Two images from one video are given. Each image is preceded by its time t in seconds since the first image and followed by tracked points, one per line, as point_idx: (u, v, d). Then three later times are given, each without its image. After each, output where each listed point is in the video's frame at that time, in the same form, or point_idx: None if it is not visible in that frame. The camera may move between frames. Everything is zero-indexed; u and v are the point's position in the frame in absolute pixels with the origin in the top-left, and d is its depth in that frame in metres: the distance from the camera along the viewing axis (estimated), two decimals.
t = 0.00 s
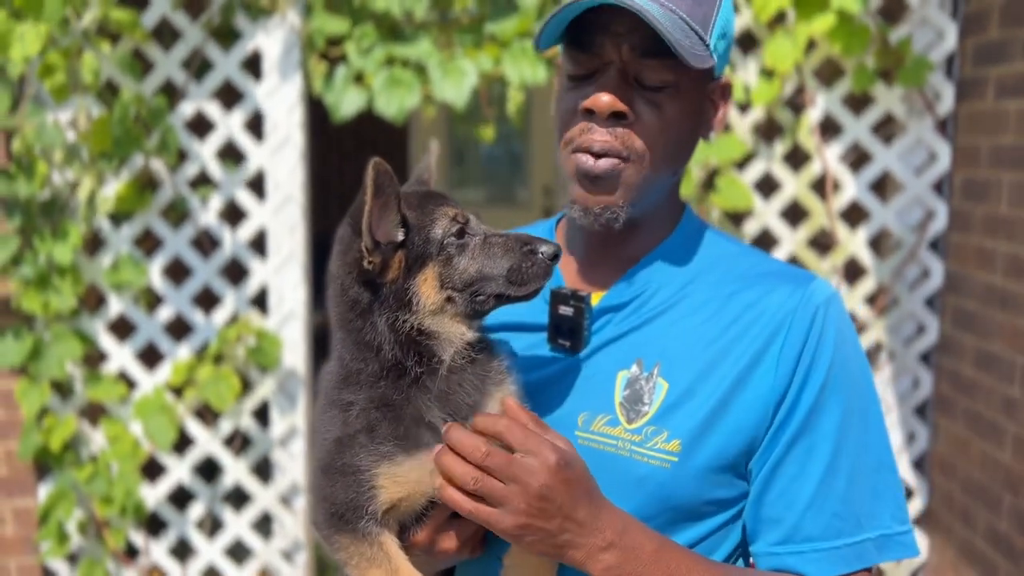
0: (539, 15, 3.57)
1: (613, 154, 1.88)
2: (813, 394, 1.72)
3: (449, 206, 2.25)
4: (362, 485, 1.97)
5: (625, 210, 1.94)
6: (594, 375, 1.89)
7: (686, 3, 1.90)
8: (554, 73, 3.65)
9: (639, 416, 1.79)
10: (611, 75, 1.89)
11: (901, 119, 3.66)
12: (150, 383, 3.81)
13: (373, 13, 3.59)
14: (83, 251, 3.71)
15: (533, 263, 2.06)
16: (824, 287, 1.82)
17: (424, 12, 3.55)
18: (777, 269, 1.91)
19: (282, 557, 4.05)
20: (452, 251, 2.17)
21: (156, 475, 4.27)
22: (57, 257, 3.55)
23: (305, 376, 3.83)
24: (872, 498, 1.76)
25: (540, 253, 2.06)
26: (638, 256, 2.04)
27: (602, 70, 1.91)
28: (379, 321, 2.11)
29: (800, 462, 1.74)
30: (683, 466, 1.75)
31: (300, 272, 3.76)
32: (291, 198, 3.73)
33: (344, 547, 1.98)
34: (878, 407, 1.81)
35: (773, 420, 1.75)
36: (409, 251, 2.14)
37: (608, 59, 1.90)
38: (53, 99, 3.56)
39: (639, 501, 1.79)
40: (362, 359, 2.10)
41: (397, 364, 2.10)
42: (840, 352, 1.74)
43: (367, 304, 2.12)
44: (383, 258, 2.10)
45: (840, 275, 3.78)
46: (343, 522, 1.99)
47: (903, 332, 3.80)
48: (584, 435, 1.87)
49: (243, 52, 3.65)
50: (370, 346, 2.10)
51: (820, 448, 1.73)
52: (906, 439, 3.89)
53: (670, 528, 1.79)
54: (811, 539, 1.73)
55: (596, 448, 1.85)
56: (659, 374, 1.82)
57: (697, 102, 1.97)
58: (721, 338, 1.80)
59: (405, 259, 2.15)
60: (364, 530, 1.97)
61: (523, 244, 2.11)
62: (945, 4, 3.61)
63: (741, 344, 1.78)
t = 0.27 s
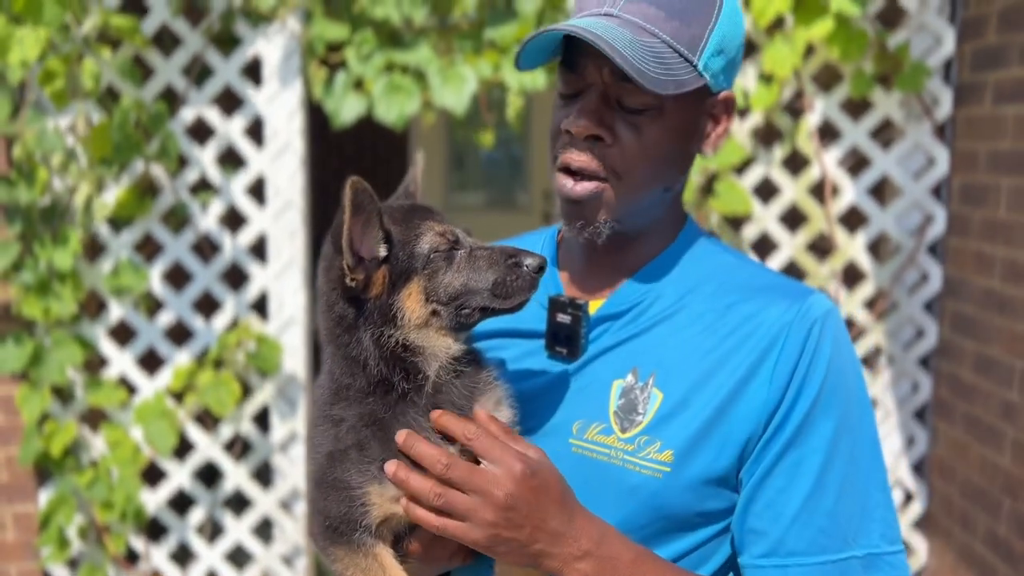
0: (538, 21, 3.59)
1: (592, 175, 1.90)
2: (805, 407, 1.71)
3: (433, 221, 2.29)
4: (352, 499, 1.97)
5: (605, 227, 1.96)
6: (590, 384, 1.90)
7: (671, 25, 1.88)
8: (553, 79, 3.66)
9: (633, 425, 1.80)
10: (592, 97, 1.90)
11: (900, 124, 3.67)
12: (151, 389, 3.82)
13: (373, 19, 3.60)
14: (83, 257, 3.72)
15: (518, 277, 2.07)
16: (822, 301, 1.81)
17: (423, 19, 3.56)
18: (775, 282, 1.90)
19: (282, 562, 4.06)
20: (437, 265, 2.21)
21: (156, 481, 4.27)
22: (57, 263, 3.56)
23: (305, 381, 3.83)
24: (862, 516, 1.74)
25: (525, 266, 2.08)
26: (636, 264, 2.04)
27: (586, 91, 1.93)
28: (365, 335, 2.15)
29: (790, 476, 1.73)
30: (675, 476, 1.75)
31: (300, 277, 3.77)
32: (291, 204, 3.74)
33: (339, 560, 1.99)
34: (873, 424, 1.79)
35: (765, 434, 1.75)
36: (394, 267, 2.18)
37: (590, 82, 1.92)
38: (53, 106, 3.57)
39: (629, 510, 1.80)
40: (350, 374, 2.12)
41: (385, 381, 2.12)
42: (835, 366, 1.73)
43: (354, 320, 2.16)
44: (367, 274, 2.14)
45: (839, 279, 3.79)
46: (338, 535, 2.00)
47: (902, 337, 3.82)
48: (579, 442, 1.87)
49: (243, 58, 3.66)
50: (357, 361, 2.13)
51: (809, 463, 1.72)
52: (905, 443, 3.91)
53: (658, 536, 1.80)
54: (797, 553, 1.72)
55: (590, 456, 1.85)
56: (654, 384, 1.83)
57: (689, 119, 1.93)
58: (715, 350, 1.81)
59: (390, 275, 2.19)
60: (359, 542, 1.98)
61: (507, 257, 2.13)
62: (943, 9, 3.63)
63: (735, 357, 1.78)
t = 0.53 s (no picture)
0: (536, 24, 3.60)
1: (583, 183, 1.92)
2: (811, 414, 1.72)
3: (444, 222, 2.30)
4: (355, 491, 1.99)
5: (597, 234, 1.98)
6: (598, 386, 1.93)
7: (671, 40, 1.87)
8: (552, 82, 3.68)
9: (640, 427, 1.83)
10: (588, 106, 1.92)
11: (896, 126, 3.69)
12: (150, 391, 3.83)
13: (371, 22, 3.62)
14: (83, 260, 3.73)
15: (525, 281, 2.09)
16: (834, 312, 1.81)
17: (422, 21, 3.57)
18: (788, 292, 1.91)
19: (282, 564, 4.07)
20: (446, 266, 2.22)
21: (156, 482, 4.29)
22: (57, 265, 3.57)
23: (305, 383, 3.84)
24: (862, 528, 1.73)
25: (533, 271, 2.10)
26: (647, 269, 2.07)
27: (585, 100, 1.94)
28: (373, 332, 2.17)
29: (793, 482, 1.74)
30: (680, 479, 1.77)
31: (300, 279, 3.78)
32: (291, 206, 3.75)
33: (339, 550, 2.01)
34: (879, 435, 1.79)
35: (770, 440, 1.76)
36: (403, 266, 2.20)
37: (588, 93, 1.93)
38: (53, 109, 3.58)
39: (632, 512, 1.81)
40: (358, 369, 2.15)
41: (389, 376, 2.15)
42: (845, 376, 1.74)
43: (361, 316, 2.18)
44: (376, 271, 2.15)
45: (836, 281, 3.81)
46: (339, 525, 2.01)
47: (899, 338, 3.84)
48: (585, 443, 1.89)
49: (242, 61, 3.67)
50: (365, 356, 2.16)
51: (812, 470, 1.72)
52: (902, 444, 3.93)
53: (661, 537, 1.82)
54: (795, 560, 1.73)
55: (596, 457, 1.87)
56: (662, 388, 1.85)
57: (686, 134, 1.93)
58: (725, 355, 1.82)
59: (398, 274, 2.21)
60: (360, 534, 1.99)
61: (516, 261, 2.15)
62: (939, 12, 3.65)
63: (745, 363, 1.80)
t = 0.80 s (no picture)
0: (532, 28, 3.62)
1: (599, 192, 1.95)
2: (813, 424, 1.74)
3: (466, 229, 2.26)
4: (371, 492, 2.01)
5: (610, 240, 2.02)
6: (605, 390, 1.95)
7: (689, 53, 1.87)
8: (548, 85, 3.69)
9: (643, 432, 1.85)
10: (606, 116, 1.95)
11: (891, 129, 3.72)
12: (148, 395, 3.84)
13: (368, 26, 3.63)
14: (80, 263, 3.73)
15: (544, 294, 2.09)
16: (840, 325, 1.82)
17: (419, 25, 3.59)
18: (795, 304, 1.93)
19: (279, 567, 4.07)
20: (465, 274, 2.21)
21: (153, 486, 4.29)
22: (55, 269, 3.56)
23: (302, 386, 3.85)
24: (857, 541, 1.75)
25: (551, 284, 2.09)
26: (659, 275, 2.09)
27: (603, 110, 1.97)
28: (391, 336, 2.18)
29: (790, 491, 1.75)
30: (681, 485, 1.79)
31: (297, 283, 3.79)
32: (288, 210, 3.76)
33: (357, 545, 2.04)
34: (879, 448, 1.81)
35: (771, 449, 1.77)
36: (422, 274, 2.18)
37: (606, 103, 1.96)
38: (51, 113, 3.58)
39: (632, 518, 1.83)
40: (375, 372, 2.16)
41: (405, 379, 2.17)
42: (848, 388, 1.75)
43: (379, 320, 2.19)
44: (396, 278, 2.14)
45: (832, 283, 3.83)
46: (356, 522, 2.04)
47: (894, 339, 3.86)
48: (590, 446, 1.93)
49: (240, 65, 3.68)
50: (383, 359, 2.17)
51: (810, 480, 1.75)
52: (897, 445, 3.95)
53: (659, 543, 1.83)
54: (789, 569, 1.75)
55: (598, 460, 1.90)
56: (667, 395, 1.87)
57: (702, 146, 1.95)
58: (732, 363, 1.84)
59: (418, 280, 2.19)
60: (374, 530, 2.01)
61: (535, 273, 2.13)
62: (932, 16, 3.67)
63: (751, 372, 1.81)
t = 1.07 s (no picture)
0: (528, 31, 3.64)
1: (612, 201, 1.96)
2: (820, 427, 1.76)
3: (472, 233, 2.27)
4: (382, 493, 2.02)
5: (619, 246, 2.03)
6: (614, 390, 1.97)
7: (702, 64, 1.88)
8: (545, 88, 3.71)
9: (651, 434, 1.86)
10: (619, 125, 1.96)
11: (884, 132, 3.75)
12: (145, 397, 3.84)
13: (365, 29, 3.65)
14: (77, 266, 3.72)
15: (548, 298, 2.10)
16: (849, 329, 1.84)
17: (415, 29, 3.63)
18: (805, 308, 1.94)
19: (276, 569, 4.07)
20: (471, 278, 2.20)
21: (150, 488, 4.29)
22: (51, 271, 3.56)
23: (299, 388, 3.87)
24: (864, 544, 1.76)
25: (556, 288, 2.10)
26: (668, 279, 2.09)
27: (615, 119, 1.99)
28: (398, 339, 2.18)
29: (797, 494, 1.77)
30: (687, 487, 1.80)
31: (295, 285, 3.80)
32: (285, 212, 3.77)
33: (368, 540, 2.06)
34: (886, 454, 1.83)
35: (778, 451, 1.79)
36: (428, 277, 2.18)
37: (619, 112, 1.98)
38: (47, 115, 3.58)
39: (638, 518, 1.85)
40: (383, 374, 2.16)
41: (414, 381, 2.16)
42: (855, 393, 1.77)
43: (387, 323, 2.19)
44: (402, 282, 2.15)
45: (826, 284, 3.86)
46: (368, 520, 2.06)
47: (888, 340, 3.89)
48: (597, 446, 1.95)
49: (237, 68, 3.69)
50: (390, 361, 2.16)
51: (817, 483, 1.77)
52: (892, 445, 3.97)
53: (665, 543, 1.85)
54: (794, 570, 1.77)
55: (606, 460, 1.92)
56: (675, 397, 1.88)
57: (715, 155, 1.97)
58: (740, 366, 1.85)
59: (424, 284, 2.19)
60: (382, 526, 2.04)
61: (541, 278, 2.13)
62: (926, 19, 3.70)
63: (759, 376, 1.82)
